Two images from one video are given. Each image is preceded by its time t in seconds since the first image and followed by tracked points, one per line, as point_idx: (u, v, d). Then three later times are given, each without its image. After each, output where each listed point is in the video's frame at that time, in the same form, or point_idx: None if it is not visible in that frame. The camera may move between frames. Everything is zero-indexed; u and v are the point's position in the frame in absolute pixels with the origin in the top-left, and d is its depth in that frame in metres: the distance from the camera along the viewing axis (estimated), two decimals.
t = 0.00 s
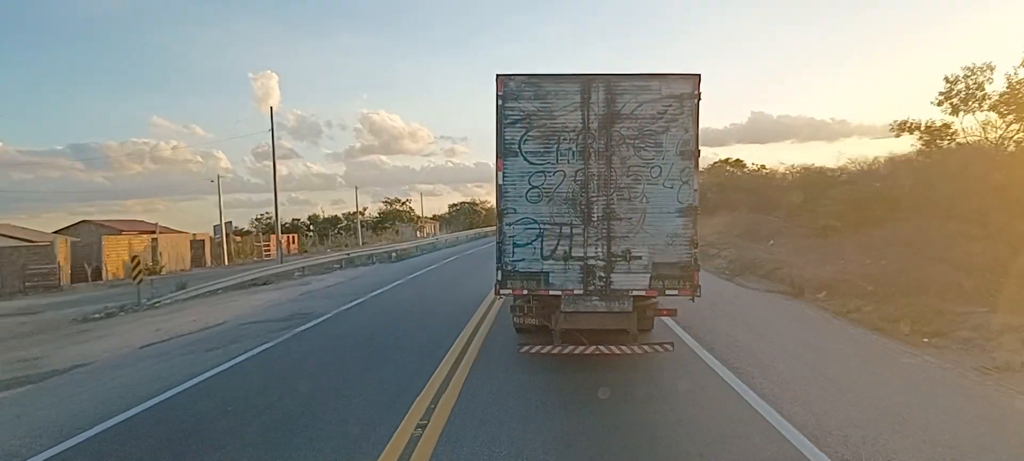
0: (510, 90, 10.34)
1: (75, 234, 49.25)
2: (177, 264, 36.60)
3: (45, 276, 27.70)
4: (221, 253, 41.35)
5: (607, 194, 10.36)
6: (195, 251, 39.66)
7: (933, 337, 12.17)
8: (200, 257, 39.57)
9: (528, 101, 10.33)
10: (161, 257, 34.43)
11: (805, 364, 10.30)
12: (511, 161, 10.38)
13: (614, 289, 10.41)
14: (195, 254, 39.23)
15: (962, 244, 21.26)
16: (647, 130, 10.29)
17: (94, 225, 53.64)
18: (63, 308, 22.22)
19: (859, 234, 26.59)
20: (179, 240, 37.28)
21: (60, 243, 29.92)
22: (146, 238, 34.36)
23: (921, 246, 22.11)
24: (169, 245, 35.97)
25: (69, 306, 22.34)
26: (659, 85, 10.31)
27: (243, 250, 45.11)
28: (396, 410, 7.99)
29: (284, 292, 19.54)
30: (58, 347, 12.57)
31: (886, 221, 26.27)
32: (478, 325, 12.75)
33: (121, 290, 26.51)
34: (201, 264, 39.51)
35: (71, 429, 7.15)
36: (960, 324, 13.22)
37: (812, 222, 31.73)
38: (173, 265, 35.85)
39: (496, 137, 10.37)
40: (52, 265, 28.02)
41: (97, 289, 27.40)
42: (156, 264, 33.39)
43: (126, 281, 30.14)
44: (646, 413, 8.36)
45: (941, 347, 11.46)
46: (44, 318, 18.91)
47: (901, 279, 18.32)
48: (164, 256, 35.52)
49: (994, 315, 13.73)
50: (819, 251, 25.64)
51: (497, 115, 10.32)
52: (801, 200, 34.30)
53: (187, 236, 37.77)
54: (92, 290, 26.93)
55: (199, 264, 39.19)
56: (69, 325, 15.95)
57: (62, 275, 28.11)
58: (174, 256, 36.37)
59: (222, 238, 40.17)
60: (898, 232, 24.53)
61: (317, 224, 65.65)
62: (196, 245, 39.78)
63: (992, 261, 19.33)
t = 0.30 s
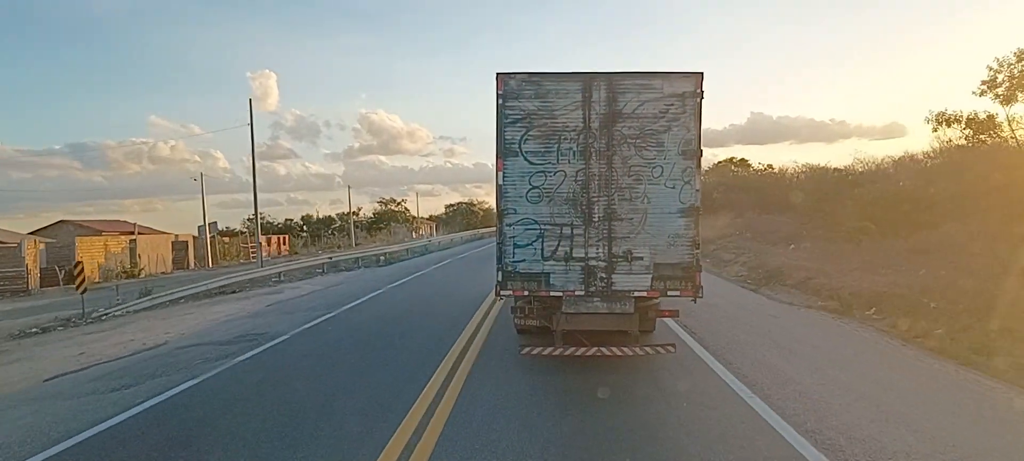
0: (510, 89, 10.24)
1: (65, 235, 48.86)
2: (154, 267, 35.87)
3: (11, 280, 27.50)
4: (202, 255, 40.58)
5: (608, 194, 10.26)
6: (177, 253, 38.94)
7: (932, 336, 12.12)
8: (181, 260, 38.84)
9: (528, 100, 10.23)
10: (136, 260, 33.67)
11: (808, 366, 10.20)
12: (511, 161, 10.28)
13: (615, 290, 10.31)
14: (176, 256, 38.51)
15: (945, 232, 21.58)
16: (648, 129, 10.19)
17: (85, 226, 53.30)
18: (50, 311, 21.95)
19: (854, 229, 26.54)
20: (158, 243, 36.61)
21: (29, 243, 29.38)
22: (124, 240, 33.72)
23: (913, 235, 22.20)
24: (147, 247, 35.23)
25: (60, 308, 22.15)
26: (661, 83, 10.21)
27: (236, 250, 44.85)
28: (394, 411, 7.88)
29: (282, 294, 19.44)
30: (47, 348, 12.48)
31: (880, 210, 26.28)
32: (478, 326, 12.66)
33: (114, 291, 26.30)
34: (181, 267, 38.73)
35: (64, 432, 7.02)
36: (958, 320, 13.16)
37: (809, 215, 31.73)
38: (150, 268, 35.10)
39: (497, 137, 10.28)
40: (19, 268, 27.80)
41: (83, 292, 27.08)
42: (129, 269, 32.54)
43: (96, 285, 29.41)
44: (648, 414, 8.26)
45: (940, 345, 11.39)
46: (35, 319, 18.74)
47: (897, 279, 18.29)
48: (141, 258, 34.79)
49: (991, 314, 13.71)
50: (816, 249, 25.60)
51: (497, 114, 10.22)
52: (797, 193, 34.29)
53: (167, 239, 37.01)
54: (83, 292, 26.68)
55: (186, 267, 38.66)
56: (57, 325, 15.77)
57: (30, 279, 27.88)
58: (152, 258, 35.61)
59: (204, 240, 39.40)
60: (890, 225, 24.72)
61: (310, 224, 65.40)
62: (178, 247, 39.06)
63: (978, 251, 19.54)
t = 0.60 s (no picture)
0: (511, 88, 10.13)
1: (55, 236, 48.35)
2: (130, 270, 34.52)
3: None
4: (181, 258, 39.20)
5: (611, 194, 10.14)
6: (155, 255, 37.69)
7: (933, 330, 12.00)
8: (160, 262, 37.61)
9: (529, 100, 10.11)
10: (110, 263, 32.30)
11: (810, 366, 10.09)
12: (512, 162, 10.16)
13: (617, 292, 10.18)
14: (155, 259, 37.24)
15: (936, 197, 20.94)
16: (651, 129, 10.07)
17: (75, 229, 52.76)
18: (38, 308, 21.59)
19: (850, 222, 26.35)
20: (134, 244, 35.17)
21: None
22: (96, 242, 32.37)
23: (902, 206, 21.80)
24: (122, 249, 33.99)
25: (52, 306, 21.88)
26: (663, 82, 10.09)
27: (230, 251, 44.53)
28: (392, 412, 7.76)
29: (278, 294, 19.29)
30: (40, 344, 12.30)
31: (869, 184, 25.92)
32: (480, 327, 12.53)
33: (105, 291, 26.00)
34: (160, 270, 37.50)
35: (56, 434, 6.89)
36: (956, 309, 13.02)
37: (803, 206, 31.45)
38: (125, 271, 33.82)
39: (498, 137, 10.15)
40: None
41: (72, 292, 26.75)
42: (102, 273, 31.13)
43: (64, 288, 28.11)
44: (649, 415, 8.17)
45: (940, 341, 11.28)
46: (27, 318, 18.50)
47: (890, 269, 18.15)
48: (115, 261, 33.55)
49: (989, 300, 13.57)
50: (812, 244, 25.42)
51: (498, 114, 10.10)
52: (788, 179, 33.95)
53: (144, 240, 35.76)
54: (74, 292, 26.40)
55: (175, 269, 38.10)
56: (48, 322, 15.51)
57: None
58: (127, 261, 34.36)
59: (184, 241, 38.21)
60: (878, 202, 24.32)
61: (304, 224, 65.07)
62: (156, 249, 37.82)
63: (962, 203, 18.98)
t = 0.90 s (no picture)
0: (514, 85, 10.02)
1: (45, 237, 47.78)
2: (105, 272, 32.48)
3: None
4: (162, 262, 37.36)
5: (613, 192, 10.03)
6: (133, 258, 35.76)
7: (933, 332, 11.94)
8: (138, 264, 35.65)
9: (531, 96, 10.01)
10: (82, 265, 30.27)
11: (813, 368, 10.01)
12: (514, 159, 10.05)
13: (620, 291, 10.08)
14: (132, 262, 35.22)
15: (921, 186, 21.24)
16: (654, 127, 9.97)
17: (66, 232, 52.21)
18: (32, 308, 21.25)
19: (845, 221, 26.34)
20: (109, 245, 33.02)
21: None
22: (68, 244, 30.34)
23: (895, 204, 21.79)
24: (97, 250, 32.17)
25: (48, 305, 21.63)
26: (667, 80, 9.98)
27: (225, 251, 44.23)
28: (393, 411, 7.65)
29: (274, 294, 19.07)
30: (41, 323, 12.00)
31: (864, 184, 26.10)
32: (480, 327, 12.39)
33: (99, 291, 25.74)
34: (138, 273, 35.59)
35: (53, 432, 6.74)
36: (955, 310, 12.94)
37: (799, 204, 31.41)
38: (99, 274, 31.74)
39: (500, 133, 10.05)
40: None
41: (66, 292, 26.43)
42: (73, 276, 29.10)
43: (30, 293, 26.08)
44: (653, 416, 8.06)
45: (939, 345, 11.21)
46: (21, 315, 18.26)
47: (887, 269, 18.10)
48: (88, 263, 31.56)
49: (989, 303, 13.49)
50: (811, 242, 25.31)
51: (500, 111, 9.99)
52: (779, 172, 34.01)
53: (121, 241, 33.81)
54: (68, 292, 26.12)
55: (163, 271, 37.17)
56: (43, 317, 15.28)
57: None
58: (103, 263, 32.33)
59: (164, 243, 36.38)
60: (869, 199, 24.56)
61: (300, 225, 64.62)
62: (134, 251, 35.86)
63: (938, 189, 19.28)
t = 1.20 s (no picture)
0: (516, 82, 9.89)
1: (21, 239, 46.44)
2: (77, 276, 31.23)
3: None
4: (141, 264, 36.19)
5: (617, 191, 9.91)
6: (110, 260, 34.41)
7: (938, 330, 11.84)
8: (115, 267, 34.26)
9: (534, 94, 9.88)
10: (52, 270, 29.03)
11: (819, 367, 9.89)
12: (516, 157, 9.93)
13: (623, 291, 9.95)
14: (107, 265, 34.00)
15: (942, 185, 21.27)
16: (658, 125, 9.85)
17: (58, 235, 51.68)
18: (24, 309, 20.99)
19: (860, 225, 26.45)
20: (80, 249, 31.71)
21: None
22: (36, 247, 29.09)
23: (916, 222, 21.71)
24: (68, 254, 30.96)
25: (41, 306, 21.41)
26: (671, 77, 9.86)
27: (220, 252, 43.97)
28: (392, 412, 7.52)
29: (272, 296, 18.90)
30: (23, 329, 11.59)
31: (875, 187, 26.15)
32: (481, 328, 12.26)
33: (93, 293, 25.51)
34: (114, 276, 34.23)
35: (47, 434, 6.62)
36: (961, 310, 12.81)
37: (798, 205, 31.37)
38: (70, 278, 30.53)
39: (502, 131, 9.92)
40: None
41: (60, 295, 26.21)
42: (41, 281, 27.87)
43: None
44: (656, 417, 7.96)
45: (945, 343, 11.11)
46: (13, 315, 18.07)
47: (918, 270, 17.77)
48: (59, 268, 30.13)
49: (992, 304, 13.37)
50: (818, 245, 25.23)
51: (502, 108, 9.87)
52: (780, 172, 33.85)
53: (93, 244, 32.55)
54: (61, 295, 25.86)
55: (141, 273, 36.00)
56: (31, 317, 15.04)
57: None
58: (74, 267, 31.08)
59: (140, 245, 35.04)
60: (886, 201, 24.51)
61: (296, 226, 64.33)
62: (111, 253, 34.53)
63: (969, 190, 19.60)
